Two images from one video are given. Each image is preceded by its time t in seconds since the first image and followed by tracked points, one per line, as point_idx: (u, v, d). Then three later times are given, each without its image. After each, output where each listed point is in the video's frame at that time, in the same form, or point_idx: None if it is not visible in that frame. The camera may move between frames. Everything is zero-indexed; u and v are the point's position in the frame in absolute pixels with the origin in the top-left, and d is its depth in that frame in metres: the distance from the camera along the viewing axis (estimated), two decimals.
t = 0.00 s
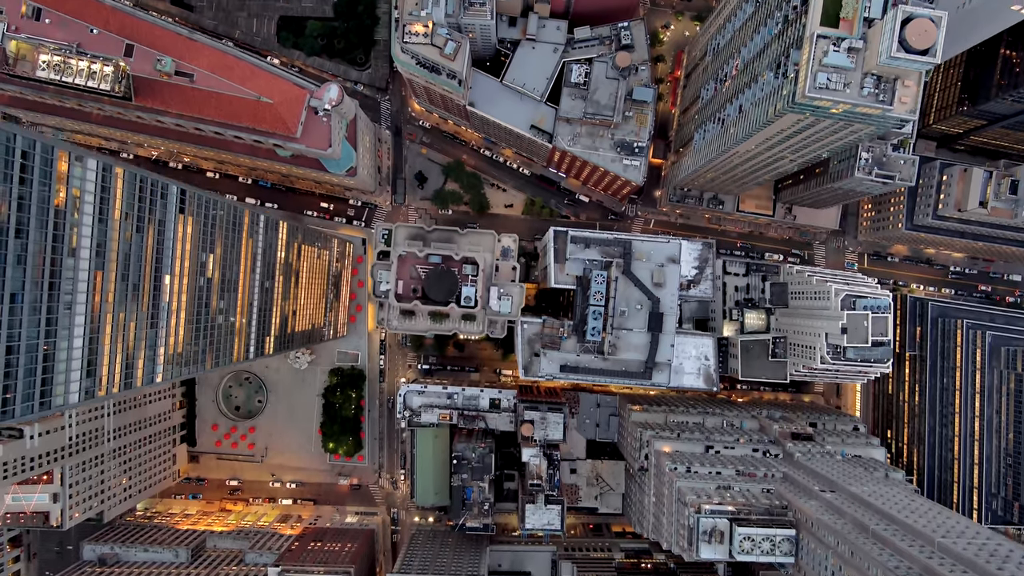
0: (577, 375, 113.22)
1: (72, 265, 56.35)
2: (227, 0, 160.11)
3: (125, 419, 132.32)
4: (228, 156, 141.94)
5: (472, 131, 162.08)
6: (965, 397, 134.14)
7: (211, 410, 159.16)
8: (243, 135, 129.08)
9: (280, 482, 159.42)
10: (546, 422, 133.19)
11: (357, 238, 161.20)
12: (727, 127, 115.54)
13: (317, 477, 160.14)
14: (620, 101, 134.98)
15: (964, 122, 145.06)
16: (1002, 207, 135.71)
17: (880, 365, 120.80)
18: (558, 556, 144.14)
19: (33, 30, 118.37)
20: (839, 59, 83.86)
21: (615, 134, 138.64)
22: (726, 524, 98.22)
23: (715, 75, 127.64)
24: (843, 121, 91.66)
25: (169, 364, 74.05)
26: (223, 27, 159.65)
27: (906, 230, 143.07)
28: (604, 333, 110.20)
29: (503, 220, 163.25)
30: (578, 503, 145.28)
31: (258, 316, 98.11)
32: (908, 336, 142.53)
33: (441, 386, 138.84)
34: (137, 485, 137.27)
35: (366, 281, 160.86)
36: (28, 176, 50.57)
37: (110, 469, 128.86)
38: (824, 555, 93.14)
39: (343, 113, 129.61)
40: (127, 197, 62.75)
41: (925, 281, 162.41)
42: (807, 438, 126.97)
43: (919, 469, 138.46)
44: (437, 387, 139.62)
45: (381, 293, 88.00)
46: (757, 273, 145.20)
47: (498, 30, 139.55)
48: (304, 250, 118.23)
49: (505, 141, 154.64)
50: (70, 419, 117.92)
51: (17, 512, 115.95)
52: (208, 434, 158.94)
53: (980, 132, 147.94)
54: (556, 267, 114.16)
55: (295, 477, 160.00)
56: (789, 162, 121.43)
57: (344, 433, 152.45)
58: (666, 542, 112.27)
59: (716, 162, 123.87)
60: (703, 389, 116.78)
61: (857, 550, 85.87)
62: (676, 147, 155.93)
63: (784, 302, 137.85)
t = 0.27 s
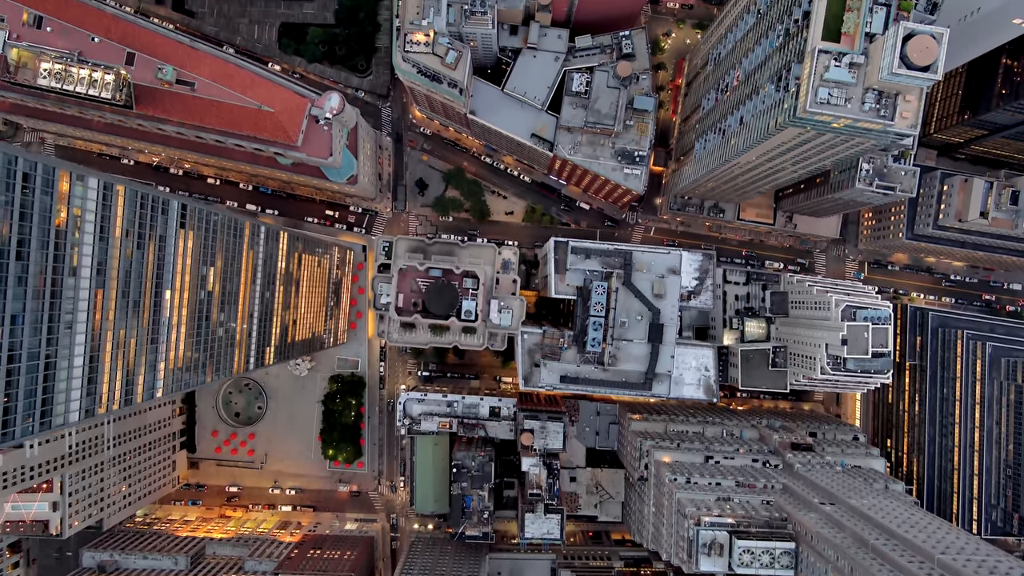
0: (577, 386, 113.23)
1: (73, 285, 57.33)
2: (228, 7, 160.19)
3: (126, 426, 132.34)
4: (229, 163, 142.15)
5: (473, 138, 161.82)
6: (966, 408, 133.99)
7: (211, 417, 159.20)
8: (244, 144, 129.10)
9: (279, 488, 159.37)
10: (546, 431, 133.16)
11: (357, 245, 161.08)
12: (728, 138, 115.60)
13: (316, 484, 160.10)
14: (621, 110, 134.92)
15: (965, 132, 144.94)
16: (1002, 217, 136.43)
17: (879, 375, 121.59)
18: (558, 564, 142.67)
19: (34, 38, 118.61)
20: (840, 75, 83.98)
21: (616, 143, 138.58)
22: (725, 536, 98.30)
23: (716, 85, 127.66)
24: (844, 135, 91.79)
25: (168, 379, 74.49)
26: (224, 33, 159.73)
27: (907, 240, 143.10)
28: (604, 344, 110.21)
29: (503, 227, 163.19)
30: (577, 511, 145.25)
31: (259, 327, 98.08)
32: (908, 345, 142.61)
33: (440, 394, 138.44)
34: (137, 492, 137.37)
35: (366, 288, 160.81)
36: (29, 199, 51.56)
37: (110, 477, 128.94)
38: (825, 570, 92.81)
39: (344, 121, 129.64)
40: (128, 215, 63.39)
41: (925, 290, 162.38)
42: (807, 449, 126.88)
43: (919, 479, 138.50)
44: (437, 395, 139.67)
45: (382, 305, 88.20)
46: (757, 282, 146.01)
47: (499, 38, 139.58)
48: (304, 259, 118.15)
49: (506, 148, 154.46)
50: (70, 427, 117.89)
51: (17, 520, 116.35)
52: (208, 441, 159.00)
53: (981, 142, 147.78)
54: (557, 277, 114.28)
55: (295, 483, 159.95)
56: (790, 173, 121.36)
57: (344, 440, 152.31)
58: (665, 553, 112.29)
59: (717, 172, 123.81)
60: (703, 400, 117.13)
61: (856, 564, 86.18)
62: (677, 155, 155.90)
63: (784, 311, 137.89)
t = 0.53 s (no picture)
0: (577, 397, 113.22)
1: (73, 304, 58.84)
2: (229, 13, 160.27)
3: (125, 433, 132.36)
4: (229, 171, 142.39)
5: (474, 146, 161.79)
6: (966, 419, 134.04)
7: (211, 423, 159.23)
8: (246, 152, 129.34)
9: (279, 495, 159.38)
10: (545, 440, 133.14)
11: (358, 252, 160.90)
12: (728, 149, 115.61)
13: (316, 490, 160.11)
14: (622, 119, 134.85)
15: (966, 142, 144.95)
16: (1002, 228, 136.34)
17: (878, 387, 121.95)
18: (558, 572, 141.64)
19: (35, 46, 118.71)
20: (841, 90, 84.20)
21: (617, 152, 138.51)
22: (724, 549, 97.83)
23: (717, 95, 127.66)
24: (845, 149, 91.86)
25: (168, 395, 75.37)
26: (226, 39, 159.77)
27: (908, 249, 143.13)
28: (604, 355, 110.31)
29: (504, 234, 163.01)
30: (577, 520, 145.32)
31: (259, 339, 98.04)
32: (908, 355, 142.87)
33: (440, 402, 137.45)
34: (137, 499, 137.42)
35: (366, 295, 160.60)
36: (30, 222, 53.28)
37: (110, 484, 128.92)
38: None
39: (345, 130, 129.68)
40: (129, 233, 64.67)
41: (925, 298, 162.33)
42: (807, 459, 126.70)
43: (918, 489, 138.09)
44: (437, 403, 138.93)
45: (383, 318, 88.68)
46: (758, 291, 145.72)
47: (500, 47, 139.52)
48: (305, 269, 118.04)
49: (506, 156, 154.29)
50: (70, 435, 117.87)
51: (17, 528, 116.67)
52: (208, 447, 159.06)
53: (982, 151, 147.73)
54: (557, 287, 114.38)
55: (295, 490, 159.93)
56: (790, 183, 121.39)
57: (343, 447, 152.00)
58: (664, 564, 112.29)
59: (717, 183, 123.75)
60: (703, 411, 117.12)
61: None
62: (677, 163, 155.86)
63: (784, 320, 138.32)
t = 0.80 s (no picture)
0: (577, 407, 113.29)
1: (74, 324, 61.88)
2: (230, 20, 160.32)
3: (125, 441, 132.37)
4: (230, 178, 142.65)
5: (474, 153, 161.74)
6: (965, 429, 134.01)
7: (211, 429, 159.22)
8: (247, 161, 129.52)
9: (278, 501, 159.23)
10: (545, 449, 132.99)
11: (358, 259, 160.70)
12: (729, 159, 115.65)
13: (315, 497, 160.06)
14: (623, 128, 134.91)
15: (967, 151, 144.92)
16: (1003, 238, 136.41)
17: (877, 398, 122.20)
18: None
19: (37, 54, 118.64)
20: (842, 105, 84.40)
21: (618, 160, 138.53)
22: (724, 561, 98.29)
23: (717, 104, 127.79)
24: (846, 163, 92.09)
25: (168, 408, 77.86)
26: (227, 46, 159.84)
27: (908, 259, 143.11)
28: (604, 365, 110.45)
29: (505, 241, 162.85)
30: (576, 528, 145.15)
31: (259, 349, 97.99)
32: (908, 364, 142.91)
33: (440, 410, 137.51)
34: (137, 506, 137.53)
35: (367, 301, 160.57)
36: (33, 245, 55.97)
37: (109, 492, 128.93)
38: None
39: (346, 138, 129.68)
40: (130, 250, 67.25)
41: (925, 307, 162.21)
42: (806, 469, 126.67)
43: (918, 499, 138.50)
44: (437, 411, 138.62)
45: (383, 331, 88.87)
46: (758, 299, 144.84)
47: (502, 55, 139.21)
48: (305, 278, 118.06)
49: (507, 163, 154.12)
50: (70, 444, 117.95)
51: (17, 537, 117.34)
52: (207, 453, 159.03)
53: (983, 160, 147.62)
54: (557, 297, 114.45)
55: (295, 497, 159.86)
56: (791, 194, 121.43)
57: (343, 453, 151.60)
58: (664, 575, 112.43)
59: (718, 193, 123.73)
60: (703, 422, 117.35)
61: None
62: (678, 171, 155.88)
63: (784, 329, 138.51)
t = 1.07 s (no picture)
0: (577, 418, 113.15)
1: (74, 342, 62.47)
2: (232, 26, 160.37)
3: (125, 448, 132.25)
4: (230, 185, 142.86)
5: (475, 160, 161.63)
6: (965, 440, 134.00)
7: (211, 436, 159.19)
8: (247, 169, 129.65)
9: (278, 508, 159.21)
10: (545, 458, 132.99)
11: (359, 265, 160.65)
12: (729, 170, 115.70)
13: (315, 503, 160.09)
14: (624, 137, 134.89)
15: (967, 160, 144.78)
16: (1004, 249, 137.28)
17: (877, 409, 121.98)
18: None
19: (38, 62, 118.35)
20: (843, 120, 84.39)
21: (619, 169, 138.49)
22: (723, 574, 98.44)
23: (718, 114, 127.84)
24: (847, 177, 92.17)
25: (168, 422, 78.44)
26: (228, 52, 159.92)
27: (908, 268, 143.17)
28: (604, 376, 110.58)
29: (505, 248, 162.82)
30: (576, 536, 145.15)
31: (259, 360, 97.93)
32: (908, 374, 143.16)
33: (440, 418, 136.61)
34: (136, 513, 137.34)
35: (367, 308, 160.51)
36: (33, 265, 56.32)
37: (109, 500, 128.82)
38: None
39: (347, 147, 129.49)
40: (131, 267, 67.84)
41: (925, 315, 162.17)
42: (806, 480, 126.64)
43: (918, 508, 137.96)
44: (437, 419, 137.95)
45: (383, 344, 89.11)
46: (758, 308, 145.39)
47: (503, 63, 138.93)
48: (306, 287, 118.03)
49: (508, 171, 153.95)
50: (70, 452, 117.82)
51: (15, 545, 117.25)
52: (207, 459, 159.02)
53: (983, 170, 147.54)
54: (557, 307, 114.63)
55: (294, 503, 159.85)
56: (791, 205, 121.49)
57: (342, 460, 151.45)
58: None
59: (719, 203, 123.87)
60: (703, 433, 117.40)
61: None
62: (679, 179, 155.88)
63: (784, 338, 138.50)
